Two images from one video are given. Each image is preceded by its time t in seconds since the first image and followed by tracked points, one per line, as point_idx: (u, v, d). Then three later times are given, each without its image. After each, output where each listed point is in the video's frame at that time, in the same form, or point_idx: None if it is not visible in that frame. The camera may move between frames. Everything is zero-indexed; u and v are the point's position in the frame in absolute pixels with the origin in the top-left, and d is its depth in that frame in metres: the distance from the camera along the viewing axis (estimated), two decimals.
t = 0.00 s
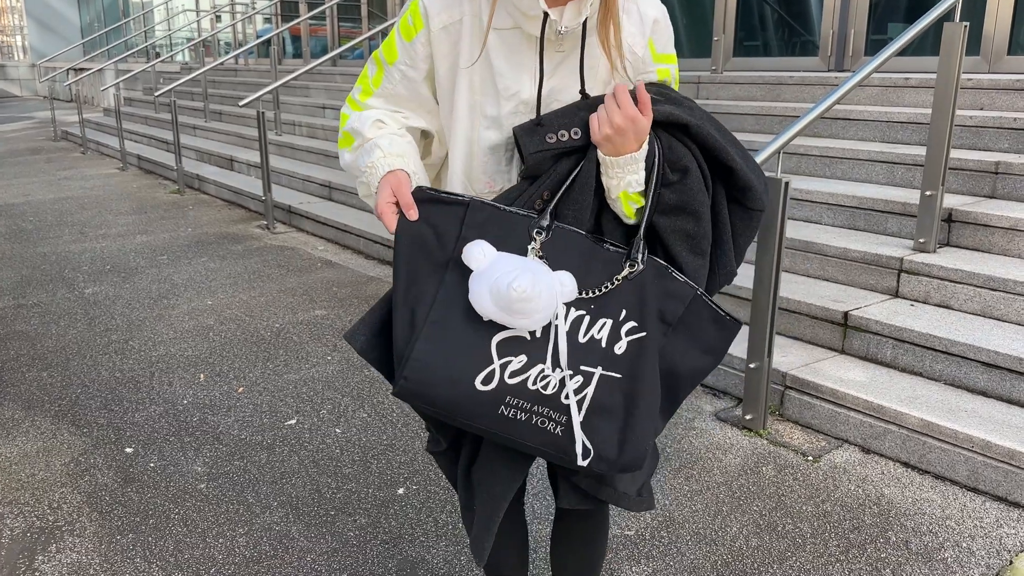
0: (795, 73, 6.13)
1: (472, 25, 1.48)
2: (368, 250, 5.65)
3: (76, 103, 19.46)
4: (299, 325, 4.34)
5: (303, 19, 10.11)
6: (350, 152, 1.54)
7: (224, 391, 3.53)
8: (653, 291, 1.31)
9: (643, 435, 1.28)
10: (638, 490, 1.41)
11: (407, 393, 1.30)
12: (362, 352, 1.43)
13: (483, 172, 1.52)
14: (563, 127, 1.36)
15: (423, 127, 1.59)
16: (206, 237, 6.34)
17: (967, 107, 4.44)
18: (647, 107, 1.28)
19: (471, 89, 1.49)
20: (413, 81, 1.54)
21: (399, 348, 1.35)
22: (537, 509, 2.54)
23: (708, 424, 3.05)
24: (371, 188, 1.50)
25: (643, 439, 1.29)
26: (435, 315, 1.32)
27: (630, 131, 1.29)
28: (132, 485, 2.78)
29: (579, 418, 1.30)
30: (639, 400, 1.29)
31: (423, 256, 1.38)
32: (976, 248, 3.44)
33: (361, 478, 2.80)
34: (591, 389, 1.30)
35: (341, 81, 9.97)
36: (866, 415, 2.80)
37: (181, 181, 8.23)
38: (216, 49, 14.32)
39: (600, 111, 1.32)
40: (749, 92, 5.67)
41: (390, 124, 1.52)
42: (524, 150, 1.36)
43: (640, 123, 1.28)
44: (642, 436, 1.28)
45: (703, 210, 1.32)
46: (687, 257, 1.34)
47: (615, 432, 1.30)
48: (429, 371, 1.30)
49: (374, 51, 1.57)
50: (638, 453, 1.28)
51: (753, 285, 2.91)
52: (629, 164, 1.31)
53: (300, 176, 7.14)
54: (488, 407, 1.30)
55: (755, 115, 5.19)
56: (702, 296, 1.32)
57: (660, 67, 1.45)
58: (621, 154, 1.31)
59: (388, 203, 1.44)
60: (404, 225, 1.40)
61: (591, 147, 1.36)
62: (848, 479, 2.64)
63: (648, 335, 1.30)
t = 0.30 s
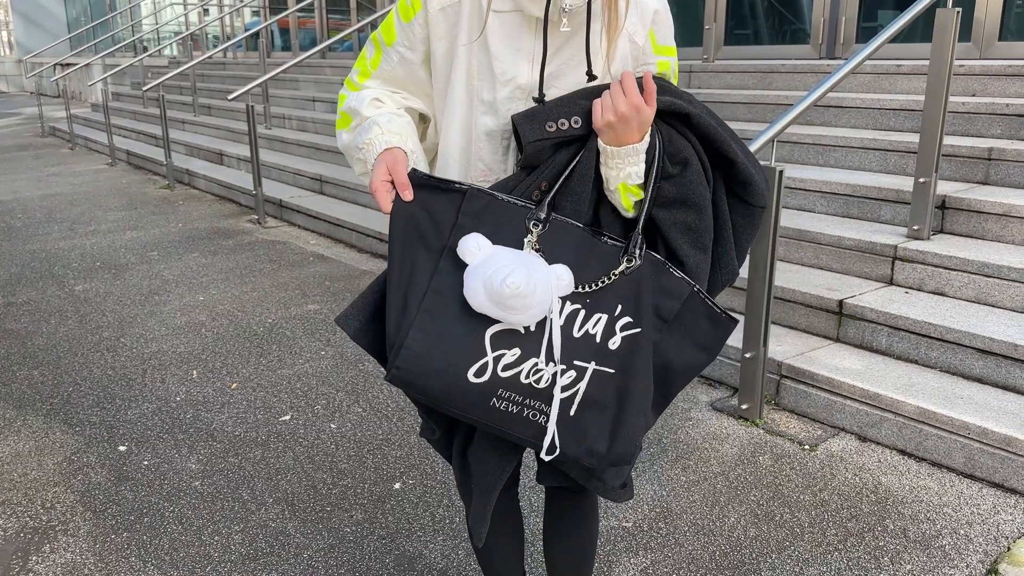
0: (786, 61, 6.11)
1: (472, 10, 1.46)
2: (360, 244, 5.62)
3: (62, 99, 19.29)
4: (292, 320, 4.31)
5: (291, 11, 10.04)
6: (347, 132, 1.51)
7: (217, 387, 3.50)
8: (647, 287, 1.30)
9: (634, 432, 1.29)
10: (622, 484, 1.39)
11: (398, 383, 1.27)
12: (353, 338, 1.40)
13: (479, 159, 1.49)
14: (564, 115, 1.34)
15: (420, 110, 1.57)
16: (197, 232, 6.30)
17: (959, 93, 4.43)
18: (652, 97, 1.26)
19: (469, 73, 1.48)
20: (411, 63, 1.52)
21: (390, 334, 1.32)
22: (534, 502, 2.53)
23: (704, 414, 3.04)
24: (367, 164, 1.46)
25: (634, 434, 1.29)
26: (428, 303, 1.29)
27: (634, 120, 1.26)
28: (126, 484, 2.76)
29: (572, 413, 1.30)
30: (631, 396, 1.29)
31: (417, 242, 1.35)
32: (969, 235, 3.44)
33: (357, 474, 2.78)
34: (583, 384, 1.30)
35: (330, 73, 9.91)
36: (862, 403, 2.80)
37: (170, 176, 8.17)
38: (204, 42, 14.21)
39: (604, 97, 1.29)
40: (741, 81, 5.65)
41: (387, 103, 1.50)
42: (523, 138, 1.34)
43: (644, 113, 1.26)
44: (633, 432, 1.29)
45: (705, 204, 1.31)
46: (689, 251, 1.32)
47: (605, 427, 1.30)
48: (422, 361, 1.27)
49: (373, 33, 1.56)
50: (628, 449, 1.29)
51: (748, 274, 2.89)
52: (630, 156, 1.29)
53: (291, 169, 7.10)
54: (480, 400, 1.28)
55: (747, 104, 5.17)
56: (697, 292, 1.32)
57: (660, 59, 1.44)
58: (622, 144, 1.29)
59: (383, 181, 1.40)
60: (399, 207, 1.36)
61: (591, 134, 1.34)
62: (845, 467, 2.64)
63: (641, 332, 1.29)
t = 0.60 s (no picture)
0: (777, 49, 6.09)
1: None
2: (353, 240, 5.59)
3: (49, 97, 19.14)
4: (285, 317, 4.28)
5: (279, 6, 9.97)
6: (345, 120, 1.48)
7: (211, 386, 3.48)
8: (657, 276, 1.29)
9: (645, 423, 1.29)
10: (623, 480, 1.39)
11: (407, 375, 1.24)
12: (355, 333, 1.37)
13: (481, 148, 1.47)
14: (569, 101, 1.31)
15: (418, 99, 1.55)
16: (187, 230, 6.26)
17: (951, 80, 4.42)
18: (660, 84, 1.25)
19: (470, 60, 1.46)
20: (410, 50, 1.50)
21: (396, 324, 1.28)
22: (533, 498, 2.52)
23: (701, 406, 3.03)
24: (368, 151, 1.44)
25: (645, 424, 1.29)
26: (437, 293, 1.26)
27: (642, 105, 1.25)
28: (121, 485, 2.74)
29: (584, 404, 1.29)
30: (643, 387, 1.29)
31: (423, 231, 1.31)
32: (964, 222, 3.44)
33: (353, 471, 2.77)
34: (595, 375, 1.29)
35: (319, 68, 9.85)
36: (859, 391, 2.80)
37: (160, 174, 8.11)
38: (191, 38, 14.11)
39: (613, 81, 1.28)
40: (733, 71, 5.63)
41: (385, 91, 1.47)
42: (529, 124, 1.30)
43: (653, 99, 1.24)
44: (644, 423, 1.29)
45: (707, 192, 1.30)
46: (692, 241, 1.32)
47: (616, 418, 1.30)
48: (431, 353, 1.24)
49: (368, 20, 1.52)
50: (639, 440, 1.30)
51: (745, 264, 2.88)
52: (637, 142, 1.28)
53: (281, 165, 7.05)
54: (491, 392, 1.26)
55: (739, 93, 5.16)
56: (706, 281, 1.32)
57: (660, 48, 1.42)
58: (630, 130, 1.28)
59: (387, 165, 1.37)
60: (405, 196, 1.33)
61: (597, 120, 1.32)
62: (843, 457, 2.63)
63: (652, 321, 1.29)
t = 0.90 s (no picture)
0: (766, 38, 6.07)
1: None
2: (344, 238, 5.55)
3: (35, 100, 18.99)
4: (277, 316, 4.25)
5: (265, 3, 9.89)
6: (337, 115, 1.45)
7: (204, 388, 3.44)
8: (660, 269, 1.27)
9: (652, 419, 1.26)
10: (627, 477, 1.38)
11: (408, 376, 1.21)
12: (354, 334, 1.34)
13: (476, 139, 1.44)
14: (566, 90, 1.28)
15: (412, 91, 1.51)
16: (177, 230, 6.21)
17: (943, 65, 4.41)
18: (661, 70, 1.22)
19: (464, 50, 1.43)
20: (402, 41, 1.47)
21: (396, 324, 1.25)
22: (533, 494, 2.50)
23: (699, 397, 3.01)
24: (362, 146, 1.40)
25: (653, 421, 1.26)
26: (436, 291, 1.23)
27: (642, 93, 1.22)
28: (115, 490, 2.70)
29: (590, 401, 1.26)
30: (649, 382, 1.26)
31: (420, 227, 1.28)
32: (958, 207, 3.42)
33: (350, 471, 2.74)
34: (600, 372, 1.26)
35: (307, 65, 9.78)
36: (857, 379, 2.78)
37: (148, 175, 8.05)
38: (177, 38, 14.00)
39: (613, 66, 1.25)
40: (723, 60, 5.61)
41: (378, 84, 1.44)
42: (526, 115, 1.27)
43: (653, 86, 1.22)
44: (651, 419, 1.26)
45: (709, 182, 1.28)
46: (695, 232, 1.30)
47: (622, 415, 1.27)
48: (432, 352, 1.21)
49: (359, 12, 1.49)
50: (647, 437, 1.26)
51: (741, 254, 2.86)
52: (637, 132, 1.26)
53: (270, 163, 7.00)
54: (495, 391, 1.23)
55: (730, 82, 5.13)
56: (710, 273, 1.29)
57: (656, 37, 1.39)
58: (629, 120, 1.25)
59: (383, 160, 1.34)
60: (401, 192, 1.30)
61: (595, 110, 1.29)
62: (844, 446, 2.62)
63: (657, 315, 1.26)
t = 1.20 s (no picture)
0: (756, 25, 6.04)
1: None
2: (337, 237, 5.51)
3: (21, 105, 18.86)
4: (270, 318, 4.21)
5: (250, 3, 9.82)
6: (324, 116, 1.41)
7: (198, 393, 3.40)
8: (658, 263, 1.24)
9: (654, 418, 1.23)
10: (629, 476, 1.35)
11: (403, 382, 1.18)
12: (347, 340, 1.31)
13: (466, 135, 1.41)
14: (556, 83, 1.25)
15: (400, 88, 1.48)
16: (167, 234, 6.15)
17: (934, 49, 4.38)
18: (653, 60, 1.20)
19: (452, 42, 1.39)
20: (388, 37, 1.44)
21: (390, 329, 1.22)
22: (533, 493, 2.47)
23: (698, 390, 2.99)
24: (351, 146, 1.37)
25: (656, 419, 1.23)
26: (430, 294, 1.20)
27: (634, 83, 1.19)
28: (110, 500, 2.67)
29: (591, 402, 1.23)
30: (651, 379, 1.23)
31: (411, 228, 1.25)
32: (954, 191, 3.40)
33: (347, 474, 2.71)
34: (600, 371, 1.23)
35: (294, 63, 9.72)
36: (857, 368, 2.76)
37: (137, 178, 7.99)
38: (163, 39, 13.91)
39: (603, 57, 1.22)
40: (713, 49, 5.58)
41: (365, 82, 1.40)
42: (515, 109, 1.24)
43: (645, 76, 1.19)
44: (654, 417, 1.23)
45: (706, 171, 1.25)
46: (692, 224, 1.26)
47: (624, 415, 1.24)
48: (427, 356, 1.18)
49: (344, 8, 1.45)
50: (649, 436, 1.23)
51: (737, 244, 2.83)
52: (630, 123, 1.22)
53: (259, 164, 6.95)
54: (492, 394, 1.20)
55: (721, 71, 5.10)
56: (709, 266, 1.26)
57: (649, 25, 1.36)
58: (622, 111, 1.22)
59: (371, 161, 1.31)
60: (390, 194, 1.27)
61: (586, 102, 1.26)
62: (845, 435, 2.60)
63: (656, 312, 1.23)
